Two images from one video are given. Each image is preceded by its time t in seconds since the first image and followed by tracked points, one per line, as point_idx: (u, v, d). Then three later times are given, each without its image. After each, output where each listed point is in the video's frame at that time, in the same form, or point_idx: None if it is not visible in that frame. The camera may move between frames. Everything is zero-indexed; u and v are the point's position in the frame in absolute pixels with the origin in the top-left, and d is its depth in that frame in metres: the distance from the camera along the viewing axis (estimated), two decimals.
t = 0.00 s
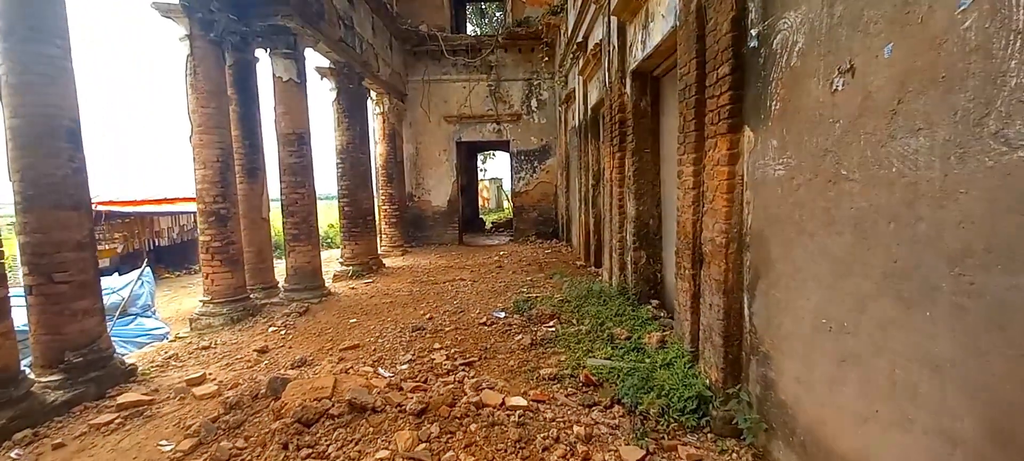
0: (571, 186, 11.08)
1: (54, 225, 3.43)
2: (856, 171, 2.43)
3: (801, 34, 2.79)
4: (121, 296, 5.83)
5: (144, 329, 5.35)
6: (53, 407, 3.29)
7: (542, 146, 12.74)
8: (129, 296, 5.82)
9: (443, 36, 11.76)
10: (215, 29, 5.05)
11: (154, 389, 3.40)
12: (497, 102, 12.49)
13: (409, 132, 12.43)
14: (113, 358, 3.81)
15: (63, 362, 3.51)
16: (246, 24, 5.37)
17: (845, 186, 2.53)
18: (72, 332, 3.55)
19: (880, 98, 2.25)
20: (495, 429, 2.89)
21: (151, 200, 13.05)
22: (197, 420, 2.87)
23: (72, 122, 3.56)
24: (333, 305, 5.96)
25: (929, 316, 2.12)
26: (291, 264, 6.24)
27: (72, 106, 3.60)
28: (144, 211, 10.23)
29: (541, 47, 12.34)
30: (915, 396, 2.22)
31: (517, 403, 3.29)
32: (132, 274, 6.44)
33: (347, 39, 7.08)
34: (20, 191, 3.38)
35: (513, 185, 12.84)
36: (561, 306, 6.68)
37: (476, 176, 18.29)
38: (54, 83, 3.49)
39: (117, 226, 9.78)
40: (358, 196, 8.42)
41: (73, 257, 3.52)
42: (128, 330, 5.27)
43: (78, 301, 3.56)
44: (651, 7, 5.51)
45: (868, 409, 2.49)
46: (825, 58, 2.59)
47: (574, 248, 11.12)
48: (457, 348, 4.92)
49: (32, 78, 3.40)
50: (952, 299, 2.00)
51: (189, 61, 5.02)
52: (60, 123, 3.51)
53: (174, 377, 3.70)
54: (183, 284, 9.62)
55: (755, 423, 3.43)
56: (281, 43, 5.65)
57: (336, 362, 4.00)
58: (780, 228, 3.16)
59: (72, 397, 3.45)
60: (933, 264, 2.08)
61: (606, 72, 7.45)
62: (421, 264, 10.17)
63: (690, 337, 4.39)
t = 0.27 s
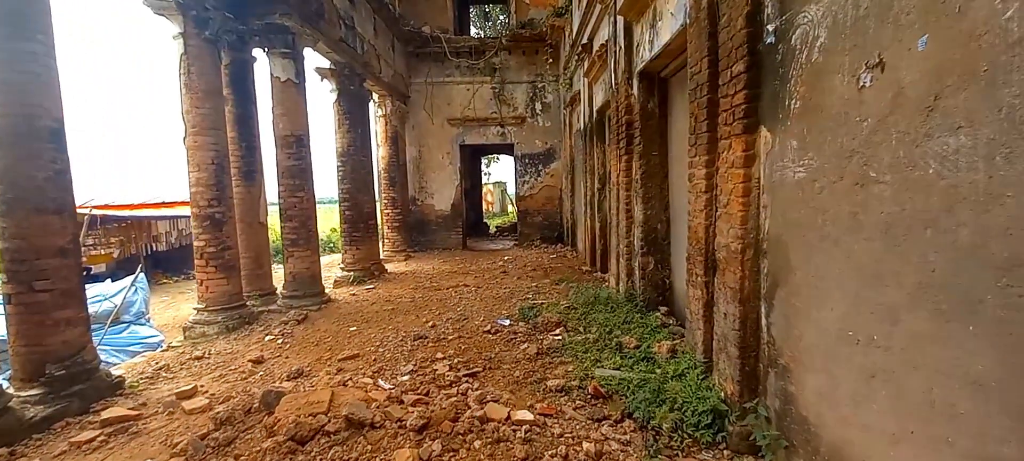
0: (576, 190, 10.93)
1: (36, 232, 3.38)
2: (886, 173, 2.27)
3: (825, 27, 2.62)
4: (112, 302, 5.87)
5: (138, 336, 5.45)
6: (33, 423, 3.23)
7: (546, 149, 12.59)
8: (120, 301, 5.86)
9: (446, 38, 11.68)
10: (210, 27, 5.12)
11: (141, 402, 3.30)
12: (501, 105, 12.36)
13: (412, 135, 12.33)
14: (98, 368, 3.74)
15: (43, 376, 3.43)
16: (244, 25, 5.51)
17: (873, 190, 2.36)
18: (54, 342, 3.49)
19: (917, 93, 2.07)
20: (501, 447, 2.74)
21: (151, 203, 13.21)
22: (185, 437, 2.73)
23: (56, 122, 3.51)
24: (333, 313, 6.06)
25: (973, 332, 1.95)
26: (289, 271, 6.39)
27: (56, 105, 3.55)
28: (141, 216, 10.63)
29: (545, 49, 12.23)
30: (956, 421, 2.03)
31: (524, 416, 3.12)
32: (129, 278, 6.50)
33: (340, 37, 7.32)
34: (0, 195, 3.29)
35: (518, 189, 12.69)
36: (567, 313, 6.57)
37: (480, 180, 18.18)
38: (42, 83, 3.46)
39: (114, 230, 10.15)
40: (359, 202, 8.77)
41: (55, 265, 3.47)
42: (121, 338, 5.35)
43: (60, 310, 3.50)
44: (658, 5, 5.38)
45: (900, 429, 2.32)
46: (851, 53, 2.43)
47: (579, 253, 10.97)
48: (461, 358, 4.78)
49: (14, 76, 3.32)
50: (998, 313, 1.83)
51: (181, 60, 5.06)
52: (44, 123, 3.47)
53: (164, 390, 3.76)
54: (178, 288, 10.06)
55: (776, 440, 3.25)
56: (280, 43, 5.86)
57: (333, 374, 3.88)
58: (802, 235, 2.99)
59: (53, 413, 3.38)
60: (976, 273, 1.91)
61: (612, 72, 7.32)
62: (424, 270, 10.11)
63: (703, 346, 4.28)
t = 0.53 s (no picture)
0: (581, 194, 10.80)
1: (15, 239, 3.28)
2: (930, 178, 2.11)
3: (860, 22, 2.47)
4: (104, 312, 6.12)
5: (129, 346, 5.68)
6: (12, 441, 3.14)
7: (551, 154, 12.46)
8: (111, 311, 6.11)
9: (452, 41, 11.57)
10: (206, 24, 5.18)
11: (128, 419, 3.22)
12: (506, 108, 12.22)
13: (416, 138, 12.20)
14: (81, 380, 3.66)
15: (23, 392, 3.32)
16: (243, 23, 5.60)
17: (914, 196, 2.19)
18: (32, 358, 3.37)
19: (968, 92, 1.91)
20: None
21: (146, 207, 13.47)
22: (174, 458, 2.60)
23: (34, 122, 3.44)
24: (334, 321, 6.12)
25: None
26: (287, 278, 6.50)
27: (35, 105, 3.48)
28: (135, 221, 11.19)
29: (551, 52, 12.11)
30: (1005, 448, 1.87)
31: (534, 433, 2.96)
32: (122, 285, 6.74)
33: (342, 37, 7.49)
34: None
35: (522, 193, 12.55)
36: (574, 320, 6.39)
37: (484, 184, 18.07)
38: (22, 83, 3.39)
39: (108, 236, 10.68)
40: (362, 206, 8.82)
41: (34, 274, 3.37)
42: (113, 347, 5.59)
43: (38, 325, 3.39)
44: (672, 4, 5.23)
45: (940, 455, 2.15)
46: (890, 49, 2.28)
47: (584, 258, 10.84)
48: (467, 369, 4.61)
49: None
50: None
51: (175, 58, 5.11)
52: (21, 123, 3.38)
53: (154, 405, 3.80)
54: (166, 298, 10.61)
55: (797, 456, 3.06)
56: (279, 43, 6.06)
57: (333, 387, 3.80)
58: (828, 244, 2.81)
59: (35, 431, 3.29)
60: None
61: (621, 74, 7.18)
62: (427, 275, 9.99)
63: (718, 357, 4.01)
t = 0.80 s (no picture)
0: (588, 199, 10.68)
1: None
2: (977, 187, 1.98)
3: (898, 22, 2.37)
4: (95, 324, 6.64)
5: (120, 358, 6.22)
6: None
7: (558, 158, 12.35)
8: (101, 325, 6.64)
9: (459, 43, 11.52)
10: (201, 22, 5.74)
11: (118, 441, 3.41)
12: (513, 112, 12.13)
13: (421, 141, 12.11)
14: (65, 397, 3.61)
15: (6, 411, 3.27)
16: (238, 21, 6.17)
17: (958, 206, 2.06)
18: (14, 374, 3.33)
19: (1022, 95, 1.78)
20: None
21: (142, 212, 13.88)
22: None
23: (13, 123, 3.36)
24: (334, 331, 6.66)
25: None
26: (287, 288, 7.06)
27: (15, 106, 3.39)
28: (126, 228, 12.02)
29: (558, 56, 12.03)
30: None
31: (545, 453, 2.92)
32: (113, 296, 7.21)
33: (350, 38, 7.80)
34: None
35: (528, 198, 12.43)
36: (583, 328, 6.29)
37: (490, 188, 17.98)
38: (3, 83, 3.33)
39: (101, 242, 11.78)
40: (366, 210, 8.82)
41: (14, 286, 3.31)
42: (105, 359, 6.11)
43: (20, 340, 3.36)
44: (686, 7, 5.12)
45: None
46: (931, 50, 2.18)
47: (590, 264, 10.73)
48: (474, 381, 4.62)
49: None
50: None
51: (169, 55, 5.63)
52: None
53: (142, 424, 3.82)
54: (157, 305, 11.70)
55: None
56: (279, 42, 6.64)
57: (334, 402, 4.06)
58: (857, 255, 2.65)
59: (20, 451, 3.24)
60: None
61: (630, 77, 7.08)
62: (432, 281, 9.92)
63: (734, 369, 3.83)
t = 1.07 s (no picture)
0: (595, 204, 10.56)
1: None
2: (1016, 195, 1.85)
3: (928, 20, 2.24)
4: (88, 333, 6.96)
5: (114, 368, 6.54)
6: None
7: (564, 163, 12.24)
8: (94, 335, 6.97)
9: (465, 46, 11.43)
10: (198, 22, 5.82)
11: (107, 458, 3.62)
12: (519, 117, 12.05)
13: (427, 146, 12.05)
14: (48, 413, 3.65)
15: None
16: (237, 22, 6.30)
17: (996, 215, 1.93)
18: None
19: None
20: None
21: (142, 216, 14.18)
22: None
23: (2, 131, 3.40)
24: (335, 341, 6.78)
25: None
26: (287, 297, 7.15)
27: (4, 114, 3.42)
28: (122, 234, 12.37)
29: (565, 60, 11.94)
30: None
31: None
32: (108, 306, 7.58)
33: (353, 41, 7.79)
34: None
35: (534, 203, 12.32)
36: (591, 337, 6.17)
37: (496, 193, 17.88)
38: None
39: (98, 248, 12.10)
40: (368, 215, 8.76)
41: None
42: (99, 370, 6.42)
43: (3, 353, 3.37)
44: (698, 8, 5.01)
45: None
46: (966, 49, 2.06)
47: (596, 270, 10.60)
48: (479, 393, 4.61)
49: None
50: None
51: (165, 56, 5.74)
52: None
53: (130, 441, 3.97)
54: (155, 313, 12.01)
55: None
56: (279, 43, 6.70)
57: (333, 416, 4.30)
58: (883, 266, 2.52)
59: None
60: None
61: (639, 80, 6.96)
62: (438, 288, 9.83)
63: (749, 382, 3.69)
